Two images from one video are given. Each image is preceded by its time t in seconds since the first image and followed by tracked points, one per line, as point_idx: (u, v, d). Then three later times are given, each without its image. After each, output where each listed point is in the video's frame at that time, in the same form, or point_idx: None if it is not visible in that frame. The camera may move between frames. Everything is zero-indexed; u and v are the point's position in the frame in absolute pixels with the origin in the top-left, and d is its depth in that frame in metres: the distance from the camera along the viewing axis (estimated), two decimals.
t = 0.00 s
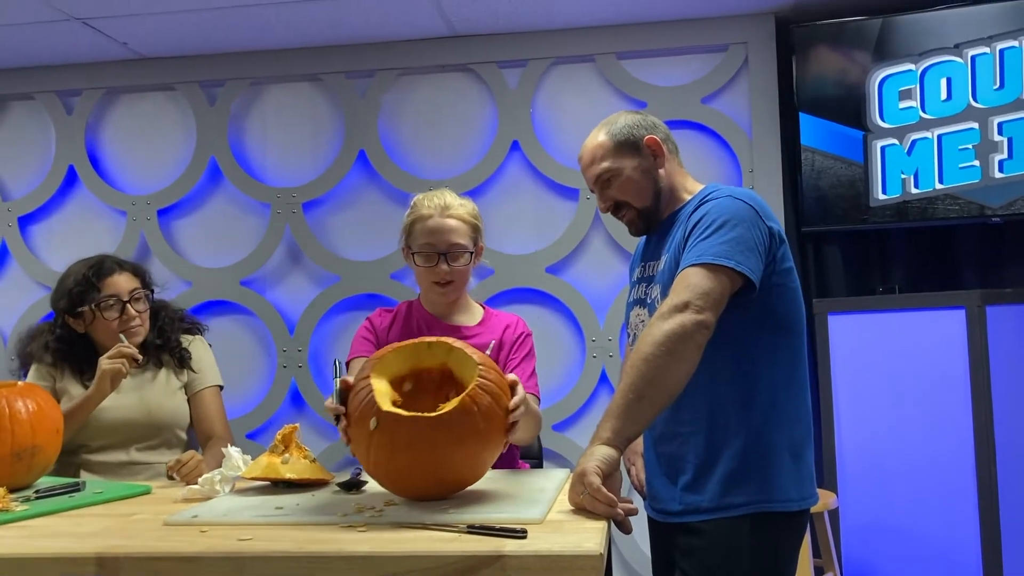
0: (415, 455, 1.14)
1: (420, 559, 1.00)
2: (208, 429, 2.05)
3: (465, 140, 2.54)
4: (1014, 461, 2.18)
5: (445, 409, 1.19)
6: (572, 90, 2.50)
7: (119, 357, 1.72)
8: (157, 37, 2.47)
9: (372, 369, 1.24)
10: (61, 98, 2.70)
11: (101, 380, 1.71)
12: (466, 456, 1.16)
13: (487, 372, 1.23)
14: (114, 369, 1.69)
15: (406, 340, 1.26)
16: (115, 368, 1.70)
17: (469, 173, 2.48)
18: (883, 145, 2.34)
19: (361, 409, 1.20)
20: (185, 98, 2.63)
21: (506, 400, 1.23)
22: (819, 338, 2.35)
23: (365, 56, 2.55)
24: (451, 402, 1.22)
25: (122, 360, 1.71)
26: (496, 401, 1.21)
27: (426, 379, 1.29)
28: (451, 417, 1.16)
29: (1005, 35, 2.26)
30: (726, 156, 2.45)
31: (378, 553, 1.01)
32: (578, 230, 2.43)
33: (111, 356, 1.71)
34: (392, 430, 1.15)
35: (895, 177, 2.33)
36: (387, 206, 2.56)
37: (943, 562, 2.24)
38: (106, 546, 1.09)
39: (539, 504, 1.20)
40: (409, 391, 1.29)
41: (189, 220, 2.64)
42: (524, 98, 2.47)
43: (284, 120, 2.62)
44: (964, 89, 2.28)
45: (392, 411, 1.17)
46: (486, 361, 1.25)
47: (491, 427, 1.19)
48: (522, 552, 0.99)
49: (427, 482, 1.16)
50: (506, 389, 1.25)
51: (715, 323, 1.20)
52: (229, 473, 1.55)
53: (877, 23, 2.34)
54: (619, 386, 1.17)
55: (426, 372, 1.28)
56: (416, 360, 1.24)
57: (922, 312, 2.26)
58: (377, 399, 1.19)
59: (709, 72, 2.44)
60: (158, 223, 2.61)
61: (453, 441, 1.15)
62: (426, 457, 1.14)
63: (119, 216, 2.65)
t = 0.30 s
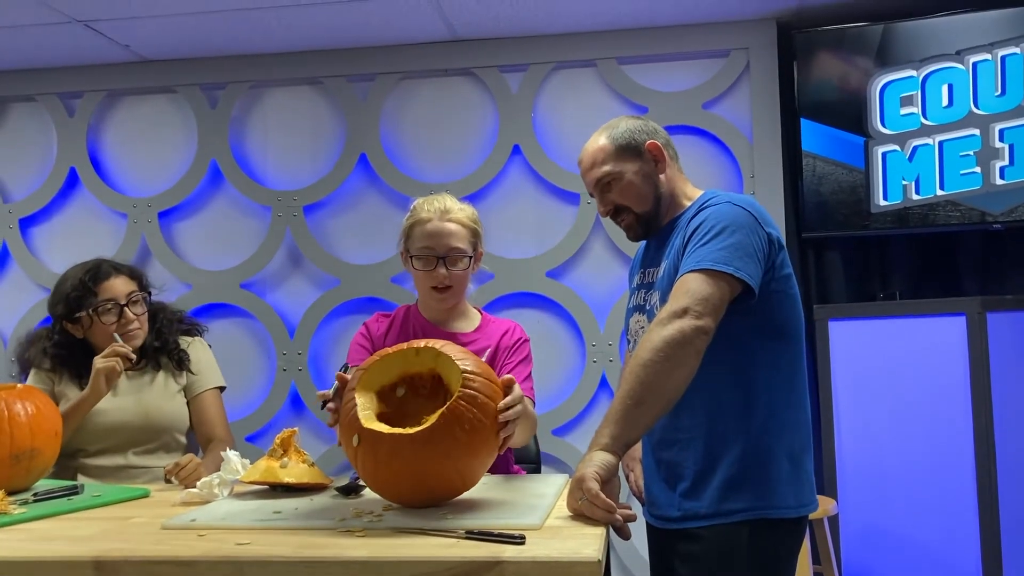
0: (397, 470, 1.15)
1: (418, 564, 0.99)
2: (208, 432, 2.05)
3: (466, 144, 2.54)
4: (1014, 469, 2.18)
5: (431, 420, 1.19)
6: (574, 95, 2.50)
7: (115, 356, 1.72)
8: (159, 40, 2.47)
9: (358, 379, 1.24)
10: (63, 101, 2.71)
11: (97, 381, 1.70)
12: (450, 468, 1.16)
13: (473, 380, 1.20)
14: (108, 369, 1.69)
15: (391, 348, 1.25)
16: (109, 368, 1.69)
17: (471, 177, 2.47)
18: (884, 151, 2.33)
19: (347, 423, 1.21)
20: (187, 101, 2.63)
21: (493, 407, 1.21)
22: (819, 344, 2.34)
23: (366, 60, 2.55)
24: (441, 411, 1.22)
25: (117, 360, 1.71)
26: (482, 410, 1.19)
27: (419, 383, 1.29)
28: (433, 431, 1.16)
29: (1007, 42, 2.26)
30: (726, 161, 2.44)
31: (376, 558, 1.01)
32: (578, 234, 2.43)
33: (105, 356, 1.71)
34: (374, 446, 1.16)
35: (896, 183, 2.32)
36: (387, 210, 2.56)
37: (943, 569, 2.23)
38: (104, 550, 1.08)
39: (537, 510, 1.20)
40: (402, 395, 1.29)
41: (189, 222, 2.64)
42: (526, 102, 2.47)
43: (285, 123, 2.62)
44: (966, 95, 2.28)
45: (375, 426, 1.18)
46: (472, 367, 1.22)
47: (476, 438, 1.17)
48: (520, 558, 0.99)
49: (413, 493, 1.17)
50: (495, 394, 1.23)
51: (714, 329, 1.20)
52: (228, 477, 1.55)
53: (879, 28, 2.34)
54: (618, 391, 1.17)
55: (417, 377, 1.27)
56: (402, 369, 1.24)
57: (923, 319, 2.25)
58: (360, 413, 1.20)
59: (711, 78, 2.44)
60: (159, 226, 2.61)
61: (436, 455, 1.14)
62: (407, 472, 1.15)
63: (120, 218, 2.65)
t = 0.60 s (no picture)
0: (405, 470, 1.15)
1: (420, 565, 1.00)
2: (211, 430, 2.05)
3: (469, 145, 2.54)
4: (1015, 473, 2.18)
5: (443, 423, 1.19)
6: (577, 97, 2.51)
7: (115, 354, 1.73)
8: (163, 40, 2.48)
9: (371, 377, 1.24)
10: (66, 100, 2.71)
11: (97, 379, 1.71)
12: (457, 470, 1.16)
13: (487, 387, 1.21)
14: (108, 367, 1.69)
15: (405, 348, 1.25)
16: (109, 366, 1.69)
17: (473, 179, 2.48)
18: (887, 154, 2.33)
19: (358, 421, 1.21)
20: (190, 101, 2.63)
21: (504, 413, 1.21)
22: (821, 347, 2.35)
23: (370, 61, 2.56)
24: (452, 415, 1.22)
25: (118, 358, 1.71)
26: (493, 415, 1.19)
27: (430, 383, 1.28)
28: (444, 433, 1.16)
29: (1009, 46, 2.26)
30: (729, 164, 2.45)
31: (378, 558, 1.01)
32: (581, 235, 2.43)
33: (105, 354, 1.71)
34: (385, 445, 1.17)
35: (898, 187, 2.33)
36: (390, 211, 2.56)
37: (943, 572, 2.24)
38: (107, 549, 1.09)
39: (539, 512, 1.20)
40: (412, 395, 1.29)
41: (192, 223, 2.65)
42: (529, 104, 2.47)
43: (289, 124, 2.62)
44: (969, 100, 2.29)
45: (386, 426, 1.18)
46: (485, 373, 1.23)
47: (485, 443, 1.18)
48: (522, 559, 0.99)
49: (418, 493, 1.17)
50: (506, 402, 1.23)
51: (716, 332, 1.20)
52: (230, 477, 1.56)
53: (882, 32, 2.34)
54: (620, 393, 1.17)
55: (428, 378, 1.27)
56: (415, 369, 1.24)
57: (925, 322, 2.26)
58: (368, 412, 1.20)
59: (713, 80, 2.44)
60: (161, 226, 2.61)
61: (445, 457, 1.15)
62: (415, 473, 1.15)
63: (123, 218, 2.66)
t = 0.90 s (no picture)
0: (407, 473, 1.15)
1: (418, 565, 0.99)
2: (210, 428, 2.04)
3: (470, 145, 2.54)
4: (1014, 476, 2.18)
5: (444, 425, 1.19)
6: (578, 97, 2.51)
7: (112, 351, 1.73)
8: (164, 38, 2.47)
9: (372, 378, 1.23)
10: (67, 98, 2.71)
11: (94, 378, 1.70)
12: (457, 473, 1.16)
13: (487, 389, 1.20)
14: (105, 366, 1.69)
15: (406, 347, 1.24)
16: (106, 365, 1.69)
17: (473, 179, 2.47)
18: (888, 155, 2.33)
19: (358, 422, 1.20)
20: (191, 99, 2.63)
21: (504, 416, 1.21)
22: (821, 348, 2.34)
23: (370, 60, 2.56)
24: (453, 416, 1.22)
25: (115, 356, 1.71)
26: (494, 417, 1.19)
27: (431, 383, 1.29)
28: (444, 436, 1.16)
29: (1011, 48, 2.26)
30: (730, 165, 2.44)
31: (377, 557, 1.01)
32: (582, 235, 2.43)
33: (103, 352, 1.71)
34: (385, 447, 1.16)
35: (899, 188, 2.32)
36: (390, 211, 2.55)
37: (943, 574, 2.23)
38: (105, 547, 1.08)
39: (538, 512, 1.20)
40: (411, 394, 1.28)
41: (193, 221, 2.64)
42: (530, 103, 2.47)
43: (289, 123, 2.62)
44: (970, 101, 2.28)
45: (387, 428, 1.18)
46: (486, 374, 1.22)
47: (486, 445, 1.17)
48: (520, 558, 0.99)
49: (418, 495, 1.17)
50: (507, 404, 1.22)
51: (717, 332, 1.20)
52: (229, 475, 1.56)
53: (883, 33, 2.34)
54: (619, 394, 1.17)
55: (429, 378, 1.27)
56: (415, 369, 1.22)
57: (925, 324, 2.25)
58: (369, 414, 1.19)
59: (714, 81, 2.44)
60: (161, 224, 2.61)
61: (445, 460, 1.15)
62: (417, 475, 1.15)
63: (123, 216, 2.66)
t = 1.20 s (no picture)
0: (403, 469, 1.15)
1: (415, 561, 1.00)
2: (210, 423, 2.05)
3: (470, 143, 2.54)
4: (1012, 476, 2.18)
5: (438, 422, 1.19)
6: (578, 94, 2.50)
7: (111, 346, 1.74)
8: (164, 34, 2.47)
9: (366, 377, 1.23)
10: (68, 94, 2.71)
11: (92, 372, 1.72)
12: (453, 468, 1.16)
13: (481, 385, 1.21)
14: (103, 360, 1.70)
15: (400, 345, 1.23)
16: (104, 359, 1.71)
17: (472, 177, 2.47)
18: (888, 155, 2.33)
19: (353, 421, 1.21)
20: (192, 96, 2.63)
21: (499, 410, 1.21)
22: (820, 347, 2.34)
23: (371, 57, 2.55)
24: (447, 413, 1.22)
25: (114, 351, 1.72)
26: (487, 411, 1.19)
27: (425, 380, 1.27)
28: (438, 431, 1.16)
29: (1012, 48, 2.25)
30: (730, 164, 2.44)
31: (374, 554, 1.01)
32: (583, 232, 2.43)
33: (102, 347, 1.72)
34: (381, 444, 1.16)
35: (899, 188, 2.32)
36: (389, 208, 2.55)
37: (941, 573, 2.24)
38: (103, 542, 1.09)
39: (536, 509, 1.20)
40: (407, 393, 1.28)
41: (193, 217, 2.64)
42: (530, 101, 2.47)
43: (290, 120, 2.62)
44: (971, 101, 2.28)
45: (382, 426, 1.18)
46: (481, 370, 1.22)
47: (481, 440, 1.18)
48: (518, 556, 0.99)
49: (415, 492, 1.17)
50: (501, 398, 1.22)
51: (717, 332, 1.17)
52: (227, 472, 1.57)
53: (884, 32, 2.34)
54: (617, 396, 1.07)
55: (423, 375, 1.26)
56: (409, 367, 1.22)
57: (925, 324, 2.25)
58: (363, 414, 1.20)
59: (715, 80, 2.44)
60: (161, 221, 2.61)
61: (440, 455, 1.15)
62: (413, 471, 1.15)
63: (124, 212, 2.66)
